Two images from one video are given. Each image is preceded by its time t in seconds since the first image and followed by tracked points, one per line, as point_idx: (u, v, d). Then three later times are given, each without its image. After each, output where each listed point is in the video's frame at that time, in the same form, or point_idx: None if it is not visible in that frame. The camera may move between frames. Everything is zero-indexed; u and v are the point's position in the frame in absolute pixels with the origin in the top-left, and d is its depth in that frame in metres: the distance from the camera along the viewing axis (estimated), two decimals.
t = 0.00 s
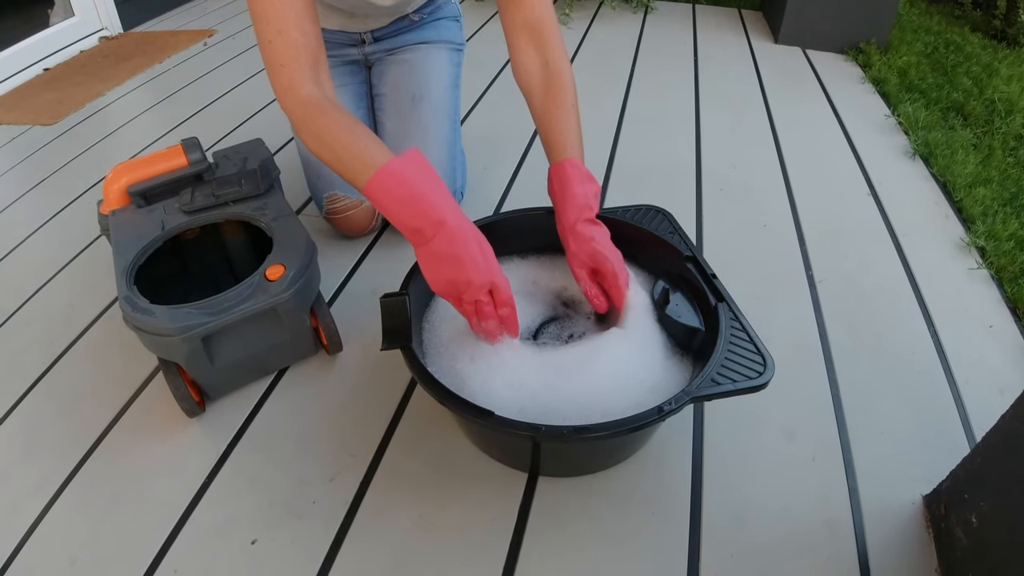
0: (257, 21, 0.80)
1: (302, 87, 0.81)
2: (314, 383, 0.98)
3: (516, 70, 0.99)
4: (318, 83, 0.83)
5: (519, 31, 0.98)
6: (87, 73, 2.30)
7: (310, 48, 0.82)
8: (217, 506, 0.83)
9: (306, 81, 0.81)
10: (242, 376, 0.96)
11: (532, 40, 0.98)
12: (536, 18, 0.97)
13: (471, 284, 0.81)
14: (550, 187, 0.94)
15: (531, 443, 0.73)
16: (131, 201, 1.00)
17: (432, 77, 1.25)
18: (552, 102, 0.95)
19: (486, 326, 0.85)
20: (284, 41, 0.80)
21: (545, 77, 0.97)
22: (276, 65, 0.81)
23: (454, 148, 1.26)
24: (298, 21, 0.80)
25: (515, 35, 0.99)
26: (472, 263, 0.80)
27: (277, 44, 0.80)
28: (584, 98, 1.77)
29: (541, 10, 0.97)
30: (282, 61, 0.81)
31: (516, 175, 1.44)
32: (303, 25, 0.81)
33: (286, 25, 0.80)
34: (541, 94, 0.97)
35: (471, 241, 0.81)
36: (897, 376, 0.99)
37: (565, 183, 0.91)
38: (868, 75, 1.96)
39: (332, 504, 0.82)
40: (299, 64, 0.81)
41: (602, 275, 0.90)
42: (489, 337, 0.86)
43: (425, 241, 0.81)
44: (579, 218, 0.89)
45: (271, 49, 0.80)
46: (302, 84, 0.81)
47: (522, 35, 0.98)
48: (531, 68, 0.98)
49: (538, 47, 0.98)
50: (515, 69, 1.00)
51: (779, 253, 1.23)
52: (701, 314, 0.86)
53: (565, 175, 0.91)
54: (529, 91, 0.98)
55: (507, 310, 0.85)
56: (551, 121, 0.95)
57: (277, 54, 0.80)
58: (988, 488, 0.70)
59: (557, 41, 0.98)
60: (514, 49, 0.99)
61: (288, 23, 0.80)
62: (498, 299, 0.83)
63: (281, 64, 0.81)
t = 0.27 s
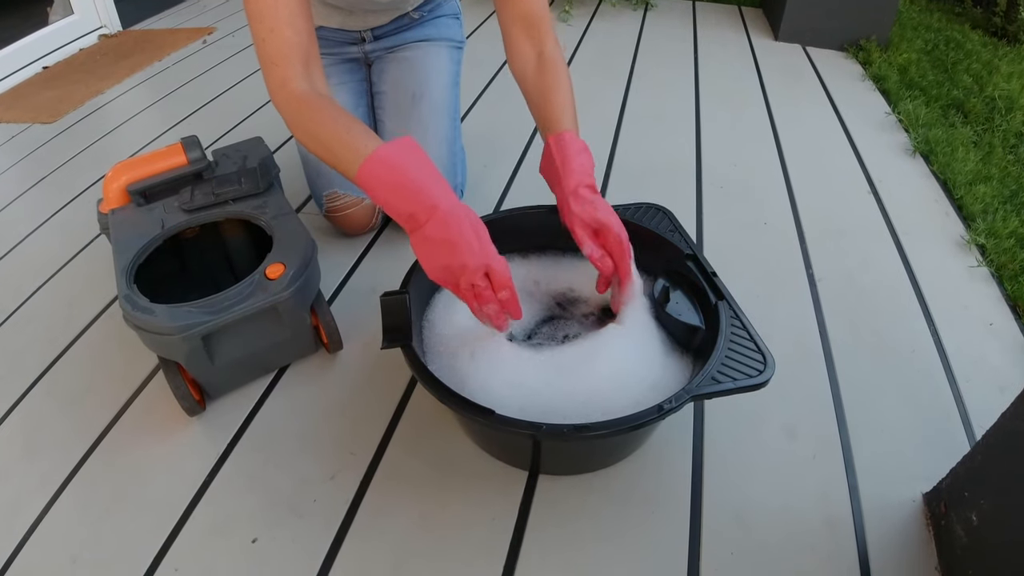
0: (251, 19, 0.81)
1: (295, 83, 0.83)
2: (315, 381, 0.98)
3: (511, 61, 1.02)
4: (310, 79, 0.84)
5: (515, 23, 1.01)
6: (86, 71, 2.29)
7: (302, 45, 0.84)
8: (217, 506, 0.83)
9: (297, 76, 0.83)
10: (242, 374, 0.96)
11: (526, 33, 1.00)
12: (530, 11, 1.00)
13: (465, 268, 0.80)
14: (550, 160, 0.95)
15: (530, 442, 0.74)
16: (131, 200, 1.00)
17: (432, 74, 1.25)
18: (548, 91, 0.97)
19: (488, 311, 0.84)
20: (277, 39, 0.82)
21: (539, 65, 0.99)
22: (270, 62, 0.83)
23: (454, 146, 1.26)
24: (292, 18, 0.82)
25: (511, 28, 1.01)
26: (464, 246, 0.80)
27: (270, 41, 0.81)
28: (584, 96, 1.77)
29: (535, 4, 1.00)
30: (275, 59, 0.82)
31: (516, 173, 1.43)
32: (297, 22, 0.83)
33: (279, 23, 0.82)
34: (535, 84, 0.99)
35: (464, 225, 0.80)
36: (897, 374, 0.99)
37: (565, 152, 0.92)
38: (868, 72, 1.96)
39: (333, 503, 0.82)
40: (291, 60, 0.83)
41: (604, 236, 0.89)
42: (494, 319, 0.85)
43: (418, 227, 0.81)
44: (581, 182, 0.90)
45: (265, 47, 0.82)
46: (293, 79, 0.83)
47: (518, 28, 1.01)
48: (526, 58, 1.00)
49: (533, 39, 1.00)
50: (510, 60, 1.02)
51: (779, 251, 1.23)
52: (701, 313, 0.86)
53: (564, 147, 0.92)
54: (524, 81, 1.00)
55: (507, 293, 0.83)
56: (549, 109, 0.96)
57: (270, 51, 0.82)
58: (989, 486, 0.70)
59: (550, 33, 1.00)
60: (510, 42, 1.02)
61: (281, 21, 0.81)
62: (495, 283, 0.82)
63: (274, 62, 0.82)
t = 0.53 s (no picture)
0: (251, 19, 0.82)
1: (293, 79, 0.83)
2: (316, 380, 0.98)
3: (505, 57, 1.03)
4: (309, 75, 0.84)
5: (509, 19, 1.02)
6: (86, 70, 2.29)
7: (301, 42, 0.84)
8: (219, 504, 0.83)
9: (295, 73, 0.83)
10: (244, 373, 0.96)
11: (522, 28, 1.01)
12: (525, 8, 1.01)
13: (453, 253, 0.77)
14: (544, 131, 0.94)
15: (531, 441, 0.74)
16: (131, 199, 1.00)
17: (432, 73, 1.25)
18: (544, 83, 0.97)
19: (488, 298, 0.79)
20: (276, 37, 0.82)
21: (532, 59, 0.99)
22: (270, 60, 0.83)
23: (455, 145, 1.26)
24: (290, 16, 0.83)
25: (507, 24, 1.02)
26: (451, 229, 0.76)
27: (269, 39, 0.82)
28: (584, 94, 1.77)
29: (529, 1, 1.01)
30: (275, 57, 0.83)
31: (516, 172, 1.43)
32: (295, 19, 0.83)
33: (277, 21, 0.82)
34: (529, 79, 0.99)
35: (450, 207, 0.77)
36: (897, 373, 0.99)
37: (563, 120, 0.91)
38: (868, 71, 1.96)
39: (335, 501, 0.82)
40: (289, 57, 0.83)
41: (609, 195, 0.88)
42: (500, 303, 0.80)
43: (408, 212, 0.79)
44: (582, 145, 0.90)
45: (265, 44, 0.83)
46: (292, 77, 0.83)
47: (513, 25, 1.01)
48: (520, 54, 1.01)
49: (527, 35, 1.01)
50: (505, 57, 1.03)
51: (779, 249, 1.23)
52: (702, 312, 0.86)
53: (562, 116, 0.92)
54: (519, 77, 1.01)
55: (504, 276, 0.77)
56: (545, 99, 0.96)
57: (270, 49, 0.83)
58: (988, 484, 0.70)
59: (544, 28, 1.01)
60: (506, 39, 1.02)
61: (279, 20, 0.82)
62: (487, 267, 0.77)
63: (274, 60, 0.83)
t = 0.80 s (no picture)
0: (259, 19, 0.83)
1: (299, 80, 0.85)
2: (322, 378, 1.00)
3: (507, 57, 1.04)
4: (314, 75, 0.86)
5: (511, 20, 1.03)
6: (90, 71, 2.30)
7: (307, 41, 0.85)
8: (228, 500, 0.85)
9: (302, 74, 0.85)
10: (251, 372, 0.97)
11: (524, 28, 1.02)
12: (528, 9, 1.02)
13: (455, 253, 0.78)
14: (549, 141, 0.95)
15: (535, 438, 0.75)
16: (139, 200, 1.01)
17: (436, 75, 1.27)
18: (546, 84, 0.98)
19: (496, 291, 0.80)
20: (282, 38, 0.84)
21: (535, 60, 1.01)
22: (277, 60, 0.85)
23: (458, 146, 1.28)
24: (298, 17, 0.84)
25: (508, 24, 1.03)
26: (450, 228, 0.78)
27: (275, 40, 0.84)
28: (586, 95, 1.78)
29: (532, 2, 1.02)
30: (281, 58, 0.85)
31: (518, 173, 1.45)
32: (301, 20, 0.84)
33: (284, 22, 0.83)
34: (533, 78, 1.01)
35: (450, 207, 0.78)
36: (895, 372, 1.01)
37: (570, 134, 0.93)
38: (868, 71, 1.97)
39: (342, 497, 0.84)
40: (295, 57, 0.85)
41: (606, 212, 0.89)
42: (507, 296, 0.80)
43: (411, 213, 0.80)
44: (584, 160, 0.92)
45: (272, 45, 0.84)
46: (298, 77, 0.85)
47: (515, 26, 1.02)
48: (523, 54, 1.02)
49: (530, 35, 1.02)
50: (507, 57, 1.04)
51: (779, 250, 1.24)
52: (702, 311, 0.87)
53: (568, 128, 0.93)
54: (522, 76, 1.02)
55: (505, 270, 0.77)
56: (548, 99, 0.97)
57: (277, 50, 0.84)
58: (983, 480, 0.72)
59: (546, 30, 1.02)
60: (508, 38, 1.04)
61: (285, 20, 0.83)
62: (487, 262, 0.77)
63: (280, 61, 0.85)
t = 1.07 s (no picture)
0: (272, 22, 0.85)
1: (315, 78, 0.86)
2: (328, 375, 1.01)
3: (498, 58, 1.05)
4: (329, 73, 0.87)
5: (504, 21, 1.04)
6: (94, 73, 2.32)
7: (321, 39, 0.87)
8: (237, 495, 0.86)
9: (318, 72, 0.86)
10: (258, 370, 0.99)
11: (517, 31, 1.04)
12: (522, 12, 1.04)
13: (502, 221, 0.78)
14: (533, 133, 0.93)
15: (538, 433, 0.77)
16: (148, 201, 1.03)
17: (440, 77, 1.28)
18: (537, 86, 1.00)
19: (544, 242, 0.79)
20: (297, 38, 0.85)
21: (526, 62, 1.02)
22: (292, 60, 0.86)
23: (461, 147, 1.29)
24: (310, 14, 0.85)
25: (502, 26, 1.04)
26: (489, 200, 0.78)
27: (290, 41, 0.85)
28: (587, 97, 1.80)
29: (526, 6, 1.04)
30: (297, 57, 0.86)
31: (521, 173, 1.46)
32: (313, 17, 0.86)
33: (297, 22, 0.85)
34: (522, 79, 1.02)
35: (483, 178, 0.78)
36: (893, 370, 1.02)
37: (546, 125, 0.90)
38: (868, 72, 1.98)
39: (348, 492, 0.85)
40: (311, 57, 0.86)
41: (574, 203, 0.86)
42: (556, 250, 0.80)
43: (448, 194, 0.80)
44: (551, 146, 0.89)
45: (288, 45, 0.85)
46: (314, 76, 0.86)
47: (509, 27, 1.04)
48: (515, 55, 1.03)
49: (523, 37, 1.03)
50: (497, 58, 1.05)
51: (779, 250, 1.26)
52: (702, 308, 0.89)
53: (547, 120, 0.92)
54: (513, 76, 1.03)
55: (549, 216, 0.77)
56: (537, 101, 0.98)
57: (292, 50, 0.86)
58: (978, 474, 0.73)
59: (539, 35, 1.04)
60: (499, 39, 1.05)
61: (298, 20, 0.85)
62: (533, 215, 0.78)
63: (295, 61, 0.86)
